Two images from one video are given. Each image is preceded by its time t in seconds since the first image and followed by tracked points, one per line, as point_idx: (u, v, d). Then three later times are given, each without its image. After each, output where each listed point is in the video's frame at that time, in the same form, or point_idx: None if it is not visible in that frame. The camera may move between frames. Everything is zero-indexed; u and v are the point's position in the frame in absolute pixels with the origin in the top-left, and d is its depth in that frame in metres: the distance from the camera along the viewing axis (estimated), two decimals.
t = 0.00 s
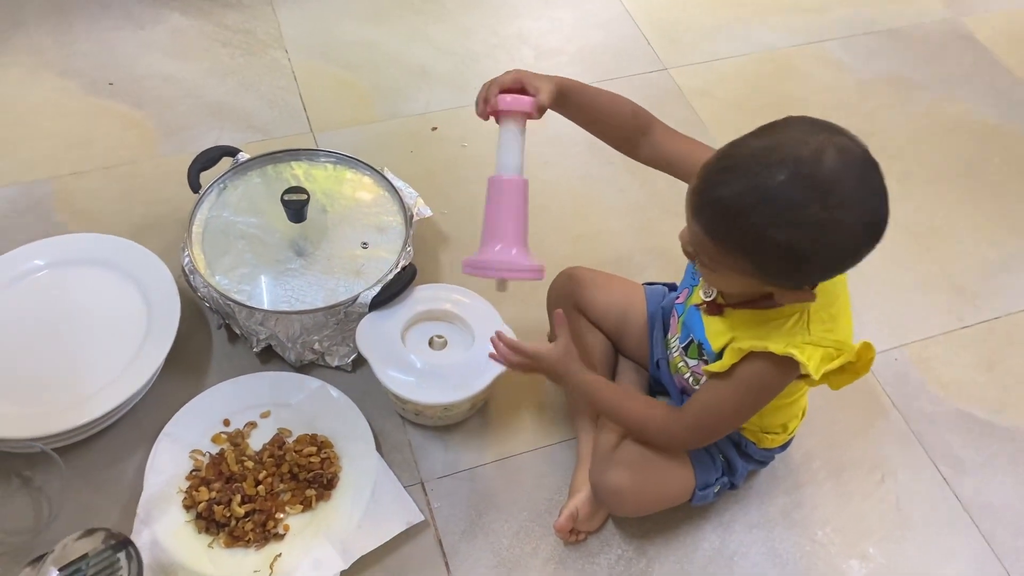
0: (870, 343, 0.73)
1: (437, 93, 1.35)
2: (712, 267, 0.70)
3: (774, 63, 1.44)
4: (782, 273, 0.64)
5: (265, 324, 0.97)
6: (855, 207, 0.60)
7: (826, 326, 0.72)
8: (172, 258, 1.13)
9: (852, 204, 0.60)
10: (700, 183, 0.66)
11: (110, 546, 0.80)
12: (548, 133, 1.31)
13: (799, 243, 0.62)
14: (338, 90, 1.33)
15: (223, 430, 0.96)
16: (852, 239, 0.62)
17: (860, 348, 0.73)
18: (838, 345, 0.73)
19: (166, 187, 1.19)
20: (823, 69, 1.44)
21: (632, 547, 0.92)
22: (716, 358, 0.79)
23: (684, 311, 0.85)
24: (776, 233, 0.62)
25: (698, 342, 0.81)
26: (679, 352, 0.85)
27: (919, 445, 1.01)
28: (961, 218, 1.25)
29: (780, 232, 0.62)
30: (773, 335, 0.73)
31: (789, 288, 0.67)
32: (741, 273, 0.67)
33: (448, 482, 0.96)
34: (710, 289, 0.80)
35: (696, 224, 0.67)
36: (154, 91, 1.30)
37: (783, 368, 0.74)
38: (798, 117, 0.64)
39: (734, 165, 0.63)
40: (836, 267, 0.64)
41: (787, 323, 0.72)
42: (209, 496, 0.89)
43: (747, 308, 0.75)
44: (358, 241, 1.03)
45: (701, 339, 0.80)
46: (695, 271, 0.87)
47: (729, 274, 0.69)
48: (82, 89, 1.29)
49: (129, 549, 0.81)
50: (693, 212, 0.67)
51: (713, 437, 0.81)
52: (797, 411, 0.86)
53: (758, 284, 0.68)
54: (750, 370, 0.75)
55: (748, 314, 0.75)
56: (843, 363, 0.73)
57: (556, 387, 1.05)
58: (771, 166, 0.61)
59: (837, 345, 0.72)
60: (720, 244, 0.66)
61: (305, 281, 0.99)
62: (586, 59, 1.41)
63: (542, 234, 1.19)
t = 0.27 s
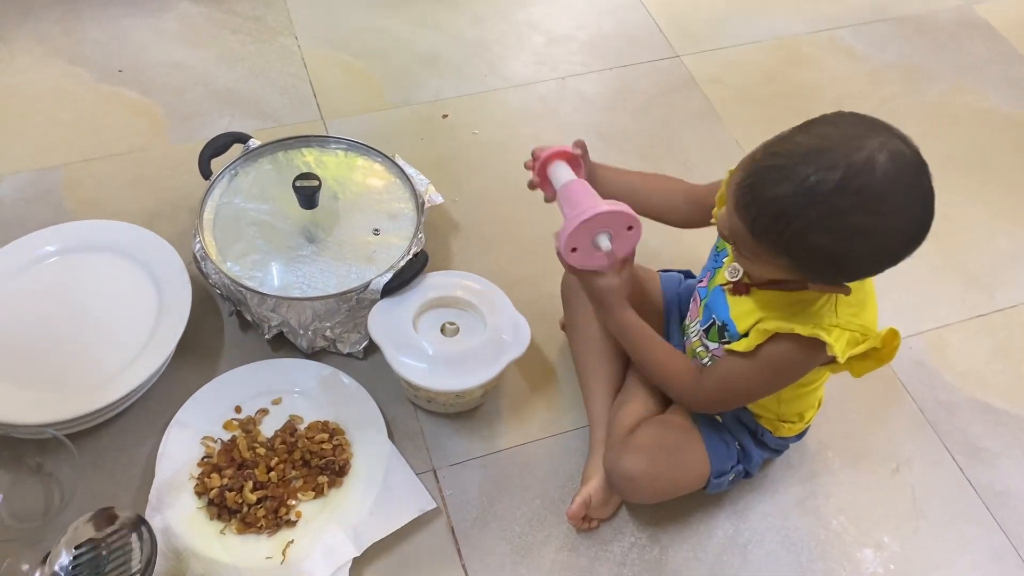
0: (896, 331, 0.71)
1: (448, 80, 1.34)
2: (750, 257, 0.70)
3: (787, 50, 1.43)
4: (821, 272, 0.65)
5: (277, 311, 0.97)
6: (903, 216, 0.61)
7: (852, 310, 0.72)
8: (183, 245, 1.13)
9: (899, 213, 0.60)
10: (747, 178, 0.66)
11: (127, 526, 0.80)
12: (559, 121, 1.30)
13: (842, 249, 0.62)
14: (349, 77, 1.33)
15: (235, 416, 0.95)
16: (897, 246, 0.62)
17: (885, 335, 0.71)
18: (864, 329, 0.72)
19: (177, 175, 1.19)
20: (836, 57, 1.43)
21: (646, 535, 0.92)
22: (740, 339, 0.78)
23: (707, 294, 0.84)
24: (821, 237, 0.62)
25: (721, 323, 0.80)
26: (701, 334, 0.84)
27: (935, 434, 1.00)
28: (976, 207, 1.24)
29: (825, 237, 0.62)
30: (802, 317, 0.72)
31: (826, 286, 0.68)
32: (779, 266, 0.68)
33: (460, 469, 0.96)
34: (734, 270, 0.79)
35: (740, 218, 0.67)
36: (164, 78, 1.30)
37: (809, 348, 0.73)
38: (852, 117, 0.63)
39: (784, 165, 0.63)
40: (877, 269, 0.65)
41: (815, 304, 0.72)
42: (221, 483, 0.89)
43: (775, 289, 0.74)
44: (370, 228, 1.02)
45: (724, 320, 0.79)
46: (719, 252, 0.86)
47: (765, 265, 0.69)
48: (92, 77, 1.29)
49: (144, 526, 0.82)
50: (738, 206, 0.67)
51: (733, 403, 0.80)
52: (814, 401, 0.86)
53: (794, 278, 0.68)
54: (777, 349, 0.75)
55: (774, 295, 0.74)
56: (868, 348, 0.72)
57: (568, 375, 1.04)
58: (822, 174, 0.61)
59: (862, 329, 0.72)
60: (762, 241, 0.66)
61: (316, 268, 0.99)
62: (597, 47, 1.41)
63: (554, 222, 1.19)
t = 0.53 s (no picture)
0: (922, 315, 0.71)
1: (457, 71, 1.33)
2: (772, 249, 0.70)
3: (798, 42, 1.42)
4: (847, 253, 0.64)
5: (286, 302, 0.97)
6: (919, 183, 0.60)
7: (880, 294, 0.72)
8: (192, 236, 1.12)
9: (915, 181, 0.60)
10: (757, 170, 0.66)
11: (138, 522, 0.80)
12: (569, 113, 1.29)
13: (865, 225, 0.62)
14: (357, 68, 1.32)
15: (243, 408, 0.95)
16: (917, 215, 0.62)
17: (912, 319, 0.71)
18: (890, 314, 0.72)
19: (185, 166, 1.19)
20: (847, 49, 1.42)
21: (656, 528, 0.92)
22: (765, 327, 0.77)
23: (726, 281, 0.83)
24: (843, 217, 0.62)
25: (744, 311, 0.79)
26: (721, 322, 0.83)
27: (947, 428, 1.00)
28: (989, 200, 1.23)
29: (846, 217, 0.62)
30: (830, 300, 0.72)
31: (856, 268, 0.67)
32: (803, 254, 0.67)
33: (469, 461, 0.95)
34: (757, 257, 0.78)
35: (756, 211, 0.67)
36: (172, 69, 1.30)
37: (838, 333, 0.73)
38: (850, 94, 0.63)
39: (791, 152, 0.63)
40: (901, 242, 0.64)
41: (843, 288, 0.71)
42: (230, 474, 0.88)
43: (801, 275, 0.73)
44: (379, 219, 1.02)
45: (747, 308, 0.78)
46: (738, 238, 0.84)
47: (789, 254, 0.68)
48: (100, 67, 1.28)
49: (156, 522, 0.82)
50: (752, 199, 0.67)
51: (757, 397, 0.80)
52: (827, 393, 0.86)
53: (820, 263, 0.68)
54: (807, 335, 0.74)
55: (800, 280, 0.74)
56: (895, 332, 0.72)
57: (578, 368, 1.04)
58: (832, 152, 0.61)
59: (889, 313, 0.72)
60: (782, 231, 0.66)
61: (325, 258, 0.98)
62: (607, 38, 1.40)
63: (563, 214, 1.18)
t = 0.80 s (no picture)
0: (920, 313, 0.72)
1: (462, 68, 1.34)
2: (791, 262, 0.69)
3: (803, 40, 1.42)
4: (868, 249, 0.64)
5: (292, 298, 0.97)
6: (924, 168, 0.61)
7: (879, 292, 0.72)
8: (198, 232, 1.13)
9: (919, 166, 0.60)
10: (761, 186, 0.66)
11: (146, 516, 0.81)
12: (574, 110, 1.30)
13: (881, 217, 0.62)
14: (363, 65, 1.32)
15: (250, 403, 0.95)
16: (929, 196, 0.62)
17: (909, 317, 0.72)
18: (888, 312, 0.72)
19: (191, 162, 1.19)
20: (852, 47, 1.42)
21: (660, 524, 0.92)
22: (765, 322, 0.77)
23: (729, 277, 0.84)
24: (859, 213, 0.62)
25: (745, 306, 0.80)
26: (723, 317, 0.84)
27: (951, 426, 1.00)
28: (994, 199, 1.23)
29: (861, 213, 0.62)
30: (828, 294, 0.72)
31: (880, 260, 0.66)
32: (823, 260, 0.67)
33: (474, 457, 0.96)
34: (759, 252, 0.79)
35: (769, 224, 0.67)
36: (178, 65, 1.30)
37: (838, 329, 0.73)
38: (837, 95, 0.64)
39: (792, 162, 0.63)
40: (918, 228, 0.64)
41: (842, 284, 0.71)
42: (237, 469, 0.89)
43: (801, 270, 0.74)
44: (385, 216, 1.02)
45: (749, 303, 0.79)
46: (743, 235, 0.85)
47: (807, 263, 0.68)
48: (107, 63, 1.29)
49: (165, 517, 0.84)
50: (763, 214, 0.67)
51: (763, 400, 0.81)
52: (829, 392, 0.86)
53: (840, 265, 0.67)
54: (807, 329, 0.74)
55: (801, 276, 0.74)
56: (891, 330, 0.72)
57: (582, 365, 1.04)
58: (835, 152, 0.61)
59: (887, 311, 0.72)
60: (799, 239, 0.66)
61: (331, 255, 0.99)
62: (612, 36, 1.40)
63: (568, 211, 1.18)
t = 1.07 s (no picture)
0: (932, 314, 0.72)
1: (469, 63, 1.33)
2: (799, 259, 0.69)
3: (812, 36, 1.42)
4: (878, 245, 0.64)
5: (300, 292, 0.97)
6: (934, 164, 0.60)
7: (890, 290, 0.72)
8: (206, 225, 1.13)
9: (930, 163, 0.60)
10: (771, 183, 0.66)
11: (156, 510, 0.81)
12: (582, 106, 1.29)
13: (893, 213, 0.62)
14: (371, 60, 1.32)
15: (258, 397, 0.96)
16: (939, 192, 0.61)
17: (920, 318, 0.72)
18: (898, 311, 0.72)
19: (199, 156, 1.19)
20: (861, 43, 1.41)
21: (667, 520, 0.92)
22: (776, 318, 0.77)
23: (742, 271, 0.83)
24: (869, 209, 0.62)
25: (758, 302, 0.79)
26: (735, 313, 0.83)
27: (959, 423, 1.00)
28: (1003, 195, 1.23)
29: (870, 209, 0.62)
30: (838, 291, 0.72)
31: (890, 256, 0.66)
32: (831, 256, 0.67)
33: (481, 452, 0.96)
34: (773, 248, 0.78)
35: (779, 220, 0.67)
36: (186, 59, 1.30)
37: (848, 326, 0.73)
38: (848, 89, 0.64)
39: (803, 158, 0.63)
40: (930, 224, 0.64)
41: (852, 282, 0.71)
42: (245, 463, 0.89)
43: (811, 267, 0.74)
44: (393, 211, 1.02)
45: (762, 299, 0.78)
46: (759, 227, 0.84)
47: (816, 260, 0.68)
48: (115, 57, 1.29)
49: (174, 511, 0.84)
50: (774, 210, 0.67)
51: (771, 395, 0.81)
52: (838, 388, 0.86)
53: (849, 262, 0.67)
54: (816, 327, 0.74)
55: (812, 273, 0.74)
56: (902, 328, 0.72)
57: (590, 360, 1.04)
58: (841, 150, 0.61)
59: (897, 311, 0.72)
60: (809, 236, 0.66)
61: (340, 250, 0.99)
62: (620, 31, 1.40)
63: (575, 206, 1.18)
